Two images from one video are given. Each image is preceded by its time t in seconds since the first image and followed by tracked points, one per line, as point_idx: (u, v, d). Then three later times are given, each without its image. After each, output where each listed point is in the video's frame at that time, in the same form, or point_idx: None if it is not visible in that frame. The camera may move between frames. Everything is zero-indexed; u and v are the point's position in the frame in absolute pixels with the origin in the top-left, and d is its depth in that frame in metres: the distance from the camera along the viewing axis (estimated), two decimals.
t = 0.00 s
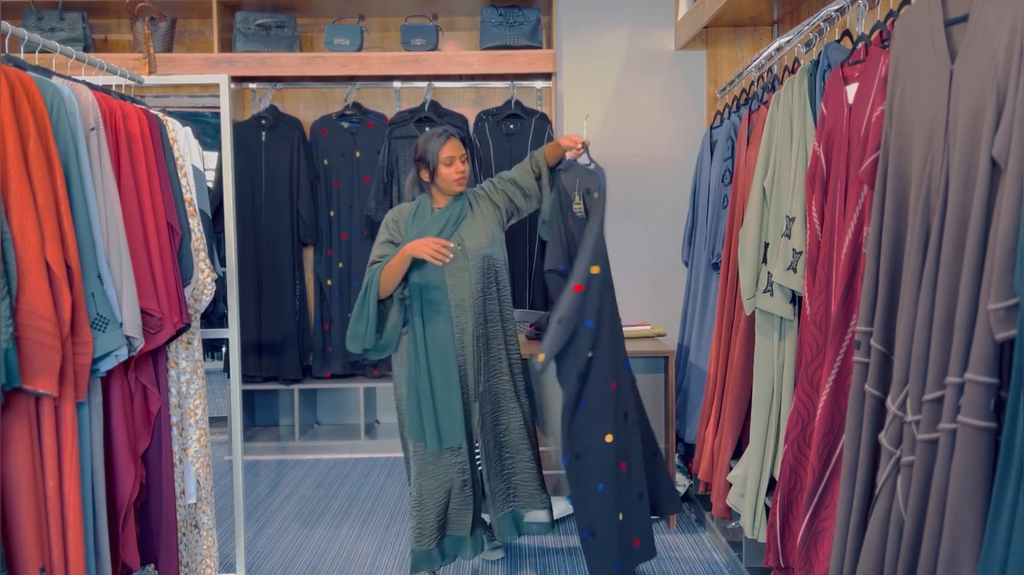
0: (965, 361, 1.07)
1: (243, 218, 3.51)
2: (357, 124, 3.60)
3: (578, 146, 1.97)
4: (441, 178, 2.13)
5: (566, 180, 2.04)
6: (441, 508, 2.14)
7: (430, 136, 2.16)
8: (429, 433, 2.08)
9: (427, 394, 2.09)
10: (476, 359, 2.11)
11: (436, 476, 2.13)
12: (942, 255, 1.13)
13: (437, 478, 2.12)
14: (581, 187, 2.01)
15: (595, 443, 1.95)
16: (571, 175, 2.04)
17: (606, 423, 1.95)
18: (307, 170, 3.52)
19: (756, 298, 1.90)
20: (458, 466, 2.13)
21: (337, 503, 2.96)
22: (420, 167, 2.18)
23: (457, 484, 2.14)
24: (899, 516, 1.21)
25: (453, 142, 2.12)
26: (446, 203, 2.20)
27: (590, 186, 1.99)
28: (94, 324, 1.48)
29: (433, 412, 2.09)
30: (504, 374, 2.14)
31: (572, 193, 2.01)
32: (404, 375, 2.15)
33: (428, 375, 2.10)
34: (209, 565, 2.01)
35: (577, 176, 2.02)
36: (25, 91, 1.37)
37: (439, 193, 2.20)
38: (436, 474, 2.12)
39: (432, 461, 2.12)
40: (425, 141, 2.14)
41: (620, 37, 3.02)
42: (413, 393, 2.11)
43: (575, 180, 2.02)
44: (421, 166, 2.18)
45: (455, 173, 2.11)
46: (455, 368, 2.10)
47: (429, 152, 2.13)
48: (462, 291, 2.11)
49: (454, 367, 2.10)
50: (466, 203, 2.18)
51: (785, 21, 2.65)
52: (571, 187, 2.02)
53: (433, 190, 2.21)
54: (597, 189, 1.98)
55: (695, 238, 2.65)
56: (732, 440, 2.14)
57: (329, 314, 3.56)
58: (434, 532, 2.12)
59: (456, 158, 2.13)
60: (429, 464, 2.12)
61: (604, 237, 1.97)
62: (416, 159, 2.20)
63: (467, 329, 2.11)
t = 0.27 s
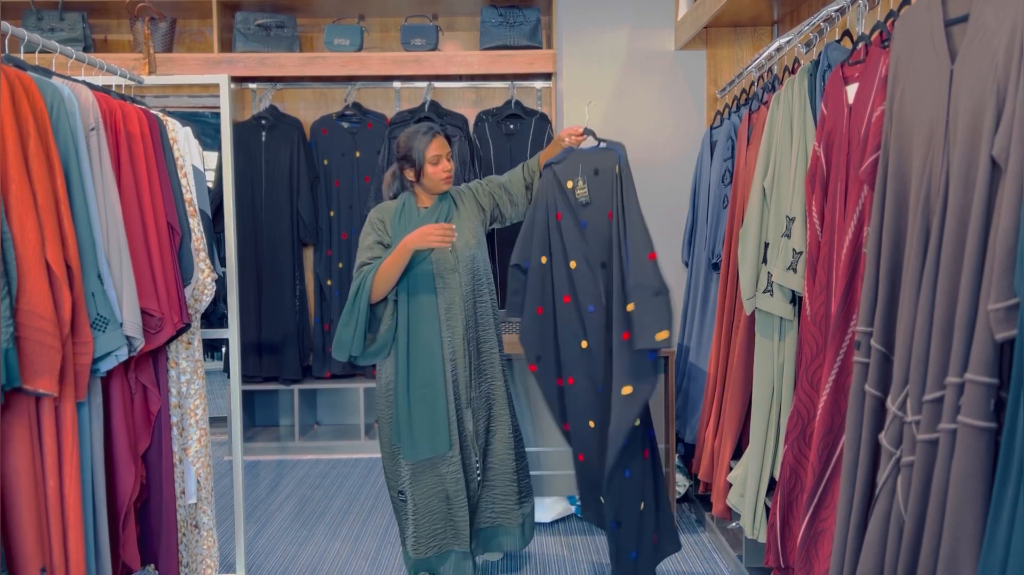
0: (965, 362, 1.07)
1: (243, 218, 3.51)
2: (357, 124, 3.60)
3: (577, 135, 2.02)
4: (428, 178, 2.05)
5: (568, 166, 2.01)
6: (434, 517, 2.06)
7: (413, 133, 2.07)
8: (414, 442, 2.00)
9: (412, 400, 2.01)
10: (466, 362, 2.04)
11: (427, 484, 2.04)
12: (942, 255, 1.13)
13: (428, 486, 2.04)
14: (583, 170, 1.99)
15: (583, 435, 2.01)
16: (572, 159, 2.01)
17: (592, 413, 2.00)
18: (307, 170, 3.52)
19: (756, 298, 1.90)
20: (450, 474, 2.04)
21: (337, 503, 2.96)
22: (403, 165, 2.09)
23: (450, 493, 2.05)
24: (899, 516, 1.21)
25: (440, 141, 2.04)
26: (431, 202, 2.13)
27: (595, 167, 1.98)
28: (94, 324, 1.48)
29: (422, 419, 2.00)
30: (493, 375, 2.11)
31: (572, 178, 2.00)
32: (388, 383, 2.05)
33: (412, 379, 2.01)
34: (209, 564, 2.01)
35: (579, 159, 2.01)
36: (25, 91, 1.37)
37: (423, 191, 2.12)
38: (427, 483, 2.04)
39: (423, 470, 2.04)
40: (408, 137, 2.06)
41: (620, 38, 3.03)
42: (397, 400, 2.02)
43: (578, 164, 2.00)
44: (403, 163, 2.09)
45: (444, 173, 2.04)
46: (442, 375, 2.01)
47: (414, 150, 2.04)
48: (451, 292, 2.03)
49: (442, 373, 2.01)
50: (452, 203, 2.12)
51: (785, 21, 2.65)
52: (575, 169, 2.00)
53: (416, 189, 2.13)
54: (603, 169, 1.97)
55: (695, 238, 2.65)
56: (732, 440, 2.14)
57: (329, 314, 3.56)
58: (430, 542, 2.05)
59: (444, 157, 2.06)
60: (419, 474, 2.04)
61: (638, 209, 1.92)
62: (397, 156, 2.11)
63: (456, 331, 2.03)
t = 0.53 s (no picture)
0: (965, 362, 1.07)
1: (243, 218, 3.51)
2: (357, 124, 3.59)
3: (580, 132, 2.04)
4: (419, 180, 2.05)
5: (574, 159, 1.95)
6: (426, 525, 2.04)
7: (405, 132, 2.07)
8: (406, 447, 1.99)
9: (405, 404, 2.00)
10: (460, 366, 2.03)
11: (419, 491, 2.03)
12: (942, 256, 1.13)
13: (420, 493, 2.03)
14: (590, 162, 1.93)
15: (567, 437, 1.96)
16: (580, 152, 1.95)
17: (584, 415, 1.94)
18: (307, 170, 3.52)
19: (756, 298, 1.90)
20: (443, 480, 2.03)
21: (337, 503, 2.97)
22: (395, 165, 2.09)
23: (443, 500, 2.03)
24: (899, 516, 1.21)
25: (431, 142, 2.04)
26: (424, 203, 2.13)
27: (609, 155, 1.91)
28: (94, 325, 1.48)
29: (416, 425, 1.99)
30: (488, 379, 2.11)
31: (576, 170, 1.95)
32: (378, 389, 2.04)
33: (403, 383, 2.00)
34: (210, 565, 2.01)
35: (588, 150, 1.94)
36: (25, 91, 1.37)
37: (416, 191, 2.12)
38: (419, 489, 2.03)
39: (416, 475, 2.02)
40: (401, 137, 2.06)
41: (620, 38, 3.03)
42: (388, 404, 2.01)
43: (585, 156, 1.94)
44: (395, 164, 2.09)
45: (437, 174, 2.03)
46: (435, 378, 2.00)
47: (406, 150, 2.04)
48: (444, 295, 2.03)
49: (435, 377, 2.01)
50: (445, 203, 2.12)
51: (785, 21, 2.65)
52: (584, 161, 1.94)
53: (409, 189, 2.13)
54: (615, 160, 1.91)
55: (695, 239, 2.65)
56: (732, 441, 2.14)
57: (329, 314, 3.56)
58: (423, 549, 2.04)
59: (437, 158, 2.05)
60: (411, 480, 2.02)
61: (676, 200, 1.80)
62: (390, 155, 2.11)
63: (449, 334, 2.02)
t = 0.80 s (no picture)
0: (965, 362, 1.07)
1: (243, 218, 3.51)
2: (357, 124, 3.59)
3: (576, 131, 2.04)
4: (418, 180, 2.05)
5: (574, 158, 1.92)
6: (424, 527, 2.03)
7: (403, 132, 2.06)
8: (407, 448, 1.99)
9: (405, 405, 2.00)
10: (457, 369, 2.04)
11: (417, 492, 2.02)
12: (942, 256, 1.14)
13: (418, 495, 2.02)
14: (589, 161, 1.91)
15: (556, 440, 1.92)
16: (579, 150, 1.92)
17: (574, 419, 1.90)
18: (307, 170, 3.52)
19: (756, 298, 1.90)
20: (441, 482, 2.03)
21: (337, 503, 2.97)
22: (393, 164, 2.09)
23: (440, 502, 2.03)
24: (899, 516, 1.21)
25: (430, 143, 2.04)
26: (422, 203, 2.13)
27: (611, 156, 1.90)
28: (94, 325, 1.48)
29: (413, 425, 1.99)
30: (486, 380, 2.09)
31: (574, 169, 1.92)
32: (377, 390, 2.05)
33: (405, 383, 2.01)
34: (210, 565, 2.01)
35: (590, 149, 1.92)
36: (25, 91, 1.38)
37: (413, 191, 2.12)
38: (417, 491, 2.02)
39: (414, 477, 2.02)
40: (399, 137, 2.05)
41: (620, 38, 3.03)
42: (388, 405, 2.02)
43: (583, 155, 1.92)
44: (394, 163, 2.08)
45: (434, 175, 2.03)
46: (433, 379, 2.01)
47: (405, 149, 2.04)
48: (443, 297, 2.03)
49: (434, 377, 2.01)
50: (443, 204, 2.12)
51: (785, 21, 2.65)
52: (584, 160, 1.92)
53: (407, 189, 2.12)
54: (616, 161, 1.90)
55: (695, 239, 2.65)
56: (732, 441, 2.14)
57: (329, 315, 3.56)
58: (420, 552, 2.03)
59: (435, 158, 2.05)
60: (409, 482, 2.02)
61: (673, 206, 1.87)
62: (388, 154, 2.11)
63: (448, 335, 2.03)
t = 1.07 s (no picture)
0: (965, 362, 1.07)
1: (243, 218, 3.51)
2: (357, 124, 3.59)
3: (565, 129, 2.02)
4: (418, 177, 2.06)
5: (563, 155, 1.92)
6: (423, 527, 2.02)
7: (401, 130, 2.07)
8: (411, 448, 1.98)
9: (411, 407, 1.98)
10: (461, 372, 2.04)
11: (418, 492, 2.02)
12: (942, 257, 1.14)
13: (419, 495, 2.02)
14: (578, 160, 1.92)
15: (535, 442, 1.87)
16: (569, 148, 1.93)
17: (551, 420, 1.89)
18: (307, 170, 3.52)
19: (756, 298, 1.90)
20: (442, 482, 2.03)
21: (337, 503, 2.97)
22: (392, 163, 2.10)
23: (441, 502, 2.03)
24: (899, 516, 1.21)
25: (429, 140, 2.05)
26: (422, 202, 2.14)
27: (599, 158, 1.92)
28: (94, 325, 1.48)
29: (417, 425, 1.98)
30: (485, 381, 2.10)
31: (564, 166, 1.92)
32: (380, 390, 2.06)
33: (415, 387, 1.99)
34: (210, 565, 2.01)
35: (580, 148, 1.92)
36: (25, 91, 1.38)
37: (413, 190, 2.12)
38: (417, 491, 2.02)
39: (416, 476, 2.01)
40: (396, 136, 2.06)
41: (620, 38, 3.03)
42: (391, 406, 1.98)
43: (572, 153, 1.92)
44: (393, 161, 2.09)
45: (434, 172, 2.04)
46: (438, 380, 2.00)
47: (402, 147, 2.05)
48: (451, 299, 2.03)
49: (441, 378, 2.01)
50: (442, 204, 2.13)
51: (785, 21, 2.65)
52: (573, 158, 1.92)
53: (407, 188, 2.12)
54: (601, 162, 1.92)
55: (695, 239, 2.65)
56: (732, 441, 2.14)
57: (329, 315, 3.56)
58: (419, 553, 2.02)
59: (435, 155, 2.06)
60: (410, 482, 2.01)
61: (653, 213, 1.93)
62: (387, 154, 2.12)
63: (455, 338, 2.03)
